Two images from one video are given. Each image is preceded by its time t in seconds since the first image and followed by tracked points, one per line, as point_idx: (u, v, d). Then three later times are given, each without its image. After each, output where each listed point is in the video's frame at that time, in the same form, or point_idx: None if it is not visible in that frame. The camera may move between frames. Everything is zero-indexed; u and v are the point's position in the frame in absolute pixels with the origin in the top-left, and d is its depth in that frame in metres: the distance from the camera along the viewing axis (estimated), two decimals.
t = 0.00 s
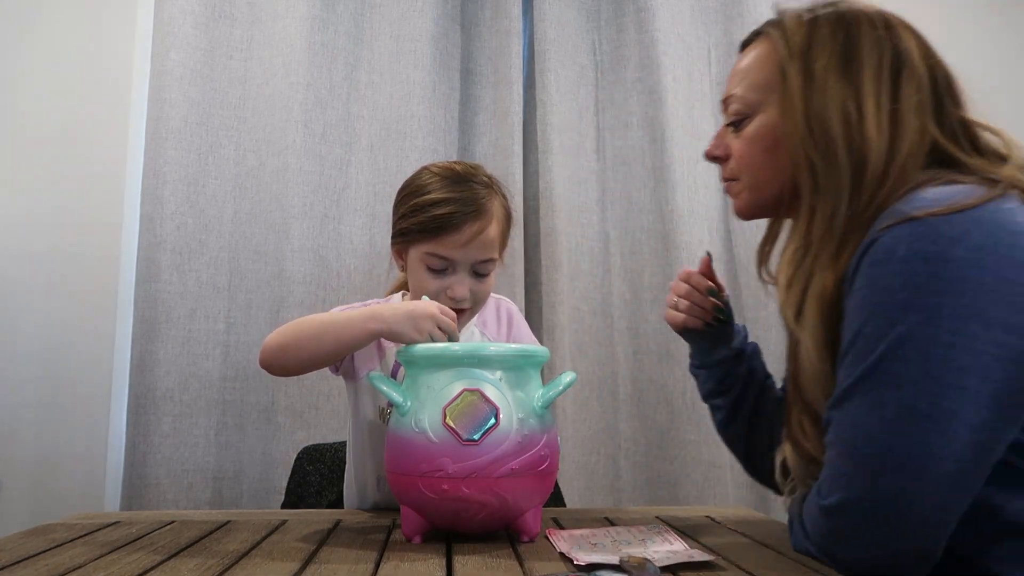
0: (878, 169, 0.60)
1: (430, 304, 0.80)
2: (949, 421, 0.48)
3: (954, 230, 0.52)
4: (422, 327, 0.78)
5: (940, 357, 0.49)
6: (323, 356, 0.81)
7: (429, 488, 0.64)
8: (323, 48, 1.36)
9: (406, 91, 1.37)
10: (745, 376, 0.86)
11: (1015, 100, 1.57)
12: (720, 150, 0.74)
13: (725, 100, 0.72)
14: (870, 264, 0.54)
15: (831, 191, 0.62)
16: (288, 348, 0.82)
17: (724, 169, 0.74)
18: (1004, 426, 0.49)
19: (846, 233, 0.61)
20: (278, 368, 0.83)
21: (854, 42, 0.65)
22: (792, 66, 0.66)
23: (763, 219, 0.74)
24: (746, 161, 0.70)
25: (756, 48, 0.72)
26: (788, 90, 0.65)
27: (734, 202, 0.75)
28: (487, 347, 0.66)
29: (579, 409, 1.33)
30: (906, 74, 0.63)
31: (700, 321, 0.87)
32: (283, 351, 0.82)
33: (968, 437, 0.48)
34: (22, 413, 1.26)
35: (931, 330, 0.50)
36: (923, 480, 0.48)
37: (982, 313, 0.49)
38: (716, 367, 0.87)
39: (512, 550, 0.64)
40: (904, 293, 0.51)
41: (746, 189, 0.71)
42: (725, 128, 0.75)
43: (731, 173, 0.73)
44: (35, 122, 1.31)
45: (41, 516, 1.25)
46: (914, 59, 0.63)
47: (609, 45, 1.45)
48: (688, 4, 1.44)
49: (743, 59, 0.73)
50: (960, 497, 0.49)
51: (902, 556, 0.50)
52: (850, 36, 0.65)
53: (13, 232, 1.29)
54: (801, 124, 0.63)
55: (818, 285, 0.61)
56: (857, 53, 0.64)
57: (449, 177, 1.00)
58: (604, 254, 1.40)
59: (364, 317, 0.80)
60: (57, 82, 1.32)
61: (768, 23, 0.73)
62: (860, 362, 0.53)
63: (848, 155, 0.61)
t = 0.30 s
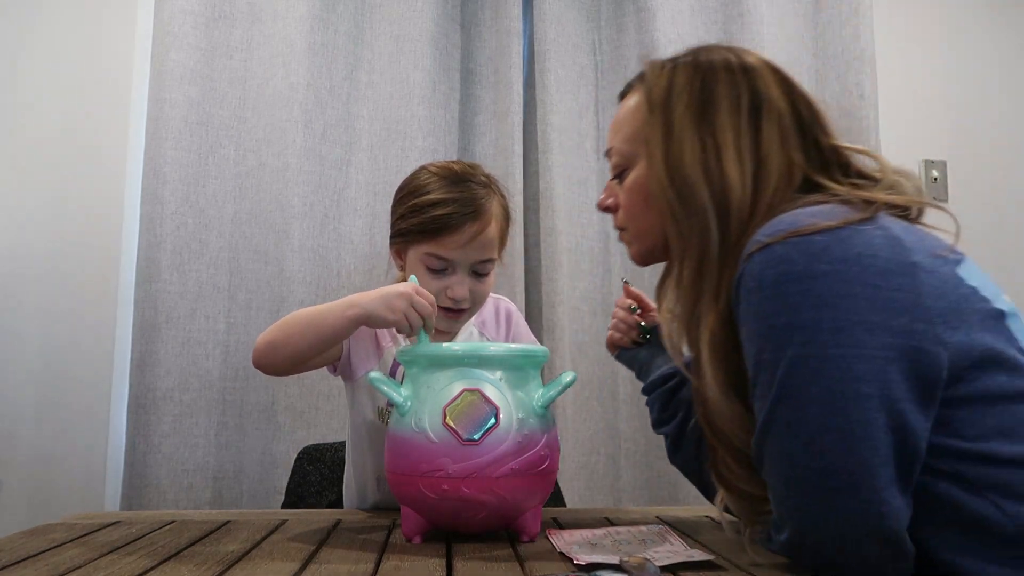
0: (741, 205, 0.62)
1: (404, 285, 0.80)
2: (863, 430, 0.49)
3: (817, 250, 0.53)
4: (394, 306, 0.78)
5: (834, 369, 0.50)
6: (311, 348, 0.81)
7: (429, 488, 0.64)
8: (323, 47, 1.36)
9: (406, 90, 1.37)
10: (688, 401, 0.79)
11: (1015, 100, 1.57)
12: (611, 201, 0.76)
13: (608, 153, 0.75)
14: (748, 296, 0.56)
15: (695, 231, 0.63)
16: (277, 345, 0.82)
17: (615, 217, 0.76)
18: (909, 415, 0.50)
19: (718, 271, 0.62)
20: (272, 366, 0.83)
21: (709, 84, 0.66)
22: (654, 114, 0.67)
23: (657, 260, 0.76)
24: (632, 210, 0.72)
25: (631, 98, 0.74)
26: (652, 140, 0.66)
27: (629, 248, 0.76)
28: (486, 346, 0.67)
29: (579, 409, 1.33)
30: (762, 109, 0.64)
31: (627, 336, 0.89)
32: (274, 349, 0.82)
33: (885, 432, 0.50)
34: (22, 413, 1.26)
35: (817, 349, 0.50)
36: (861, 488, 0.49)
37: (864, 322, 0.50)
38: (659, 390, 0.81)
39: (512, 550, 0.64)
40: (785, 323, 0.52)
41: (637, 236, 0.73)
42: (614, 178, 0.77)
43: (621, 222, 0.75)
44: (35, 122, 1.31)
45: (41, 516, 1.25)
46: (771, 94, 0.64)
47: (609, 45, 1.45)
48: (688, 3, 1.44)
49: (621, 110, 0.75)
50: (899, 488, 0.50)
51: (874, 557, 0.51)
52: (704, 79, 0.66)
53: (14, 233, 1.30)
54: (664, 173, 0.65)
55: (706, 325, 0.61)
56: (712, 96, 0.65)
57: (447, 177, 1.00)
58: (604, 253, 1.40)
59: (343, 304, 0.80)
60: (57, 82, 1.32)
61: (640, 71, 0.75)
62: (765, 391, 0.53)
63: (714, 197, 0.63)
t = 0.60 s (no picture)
0: (670, 238, 0.67)
1: (431, 296, 0.81)
2: (825, 435, 0.52)
3: (736, 272, 0.57)
4: (421, 318, 0.79)
5: (779, 384, 0.53)
6: (328, 355, 0.81)
7: (429, 488, 0.64)
8: (323, 48, 1.36)
9: (407, 90, 1.37)
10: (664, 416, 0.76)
11: (1015, 100, 1.57)
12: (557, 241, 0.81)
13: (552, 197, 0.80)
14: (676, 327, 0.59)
15: (629, 267, 0.68)
16: (291, 348, 0.81)
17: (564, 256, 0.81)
18: (857, 414, 0.53)
19: (655, 303, 0.67)
20: (280, 368, 0.83)
21: (634, 129, 0.72)
22: (588, 159, 0.73)
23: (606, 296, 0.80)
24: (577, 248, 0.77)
25: (567, 142, 0.80)
26: (586, 185, 0.72)
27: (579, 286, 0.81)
28: (487, 346, 0.67)
29: (579, 408, 1.33)
30: (685, 148, 0.69)
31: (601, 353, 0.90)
32: (286, 352, 0.82)
33: (844, 433, 0.52)
34: (22, 413, 1.26)
35: (756, 367, 0.53)
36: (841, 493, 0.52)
37: (794, 332, 0.54)
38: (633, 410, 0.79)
39: (512, 550, 0.64)
40: (721, 346, 0.55)
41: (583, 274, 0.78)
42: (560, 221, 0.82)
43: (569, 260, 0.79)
44: (35, 123, 1.31)
45: (41, 517, 1.25)
46: (694, 130, 0.70)
47: (609, 45, 1.45)
48: (688, 4, 1.44)
49: (559, 155, 0.81)
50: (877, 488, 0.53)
51: (867, 556, 0.53)
52: (630, 124, 0.72)
53: (13, 233, 1.29)
54: (597, 216, 0.70)
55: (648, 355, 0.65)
56: (638, 138, 0.71)
57: (445, 177, 1.00)
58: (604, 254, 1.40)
59: (367, 314, 0.80)
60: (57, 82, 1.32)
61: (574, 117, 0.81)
62: (719, 417, 0.56)
63: (646, 232, 0.68)
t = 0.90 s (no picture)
0: (657, 252, 0.68)
1: (407, 283, 0.81)
2: (820, 441, 0.52)
3: (720, 283, 0.57)
4: (398, 304, 0.80)
5: (769, 390, 0.53)
6: (310, 349, 0.81)
7: (429, 489, 0.64)
8: (323, 48, 1.36)
9: (407, 90, 1.37)
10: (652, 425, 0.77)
11: (1014, 100, 1.57)
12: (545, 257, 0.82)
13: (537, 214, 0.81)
14: (661, 337, 0.59)
15: (617, 281, 0.69)
16: (277, 346, 0.81)
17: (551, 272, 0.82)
18: (848, 415, 0.53)
19: (643, 315, 0.68)
20: (272, 369, 0.83)
21: (618, 145, 0.73)
22: (573, 175, 0.74)
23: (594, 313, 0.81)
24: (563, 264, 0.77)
25: (551, 159, 0.80)
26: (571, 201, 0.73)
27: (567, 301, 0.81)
28: (487, 346, 0.67)
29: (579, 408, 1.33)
30: (669, 162, 0.70)
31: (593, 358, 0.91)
32: (273, 351, 0.82)
33: (837, 436, 0.53)
34: (22, 413, 1.26)
35: (743, 374, 0.54)
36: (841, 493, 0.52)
37: (780, 338, 0.54)
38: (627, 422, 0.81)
39: (512, 550, 0.64)
40: (708, 354, 0.55)
41: (569, 291, 0.78)
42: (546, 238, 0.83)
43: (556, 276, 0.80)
44: (35, 123, 1.31)
45: (41, 517, 1.25)
46: (677, 145, 0.71)
47: (609, 45, 1.45)
48: (688, 4, 1.44)
49: (543, 172, 0.82)
50: (875, 488, 0.53)
51: (868, 556, 0.53)
52: (613, 141, 0.73)
53: (13, 233, 1.29)
54: (584, 231, 0.71)
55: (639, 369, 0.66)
56: (622, 154, 0.72)
57: (444, 177, 1.00)
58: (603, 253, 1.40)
59: (344, 304, 0.81)
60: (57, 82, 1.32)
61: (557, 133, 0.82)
62: (711, 427, 0.56)
63: (632, 246, 0.69)
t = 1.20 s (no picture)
0: (657, 253, 0.68)
1: (418, 290, 0.81)
2: (821, 442, 0.52)
3: (720, 284, 0.57)
4: (410, 311, 0.80)
5: (768, 391, 0.53)
6: (320, 353, 0.81)
7: (429, 489, 0.64)
8: (323, 48, 1.36)
9: (407, 90, 1.36)
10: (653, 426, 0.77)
11: (1014, 100, 1.57)
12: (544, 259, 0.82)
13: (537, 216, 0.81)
14: (660, 339, 0.59)
15: (617, 282, 0.69)
16: (285, 349, 0.81)
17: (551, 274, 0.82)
18: (848, 415, 0.53)
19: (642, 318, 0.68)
20: (278, 370, 0.83)
21: (617, 147, 0.73)
22: (572, 177, 0.74)
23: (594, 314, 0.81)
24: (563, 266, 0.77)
25: (551, 161, 0.81)
26: (570, 203, 0.73)
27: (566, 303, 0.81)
28: (487, 346, 0.67)
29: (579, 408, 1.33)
30: (668, 164, 0.70)
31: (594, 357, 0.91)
32: (280, 353, 0.82)
33: (837, 437, 0.53)
34: (22, 412, 1.26)
35: (744, 374, 0.54)
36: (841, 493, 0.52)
37: (780, 338, 0.54)
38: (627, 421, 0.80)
39: (511, 550, 0.64)
40: (707, 354, 0.55)
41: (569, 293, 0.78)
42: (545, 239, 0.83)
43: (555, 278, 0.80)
44: (35, 122, 1.31)
45: (41, 516, 1.25)
46: (677, 146, 0.71)
47: (609, 45, 1.45)
48: (688, 4, 1.44)
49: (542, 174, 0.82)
50: (876, 488, 0.53)
51: (868, 556, 0.53)
52: (613, 143, 0.73)
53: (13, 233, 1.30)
54: (584, 232, 0.71)
55: (638, 370, 0.66)
56: (622, 156, 0.72)
57: (442, 178, 1.00)
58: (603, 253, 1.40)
59: (356, 310, 0.81)
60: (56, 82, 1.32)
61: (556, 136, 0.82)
62: (711, 428, 0.56)
63: (632, 247, 0.69)
